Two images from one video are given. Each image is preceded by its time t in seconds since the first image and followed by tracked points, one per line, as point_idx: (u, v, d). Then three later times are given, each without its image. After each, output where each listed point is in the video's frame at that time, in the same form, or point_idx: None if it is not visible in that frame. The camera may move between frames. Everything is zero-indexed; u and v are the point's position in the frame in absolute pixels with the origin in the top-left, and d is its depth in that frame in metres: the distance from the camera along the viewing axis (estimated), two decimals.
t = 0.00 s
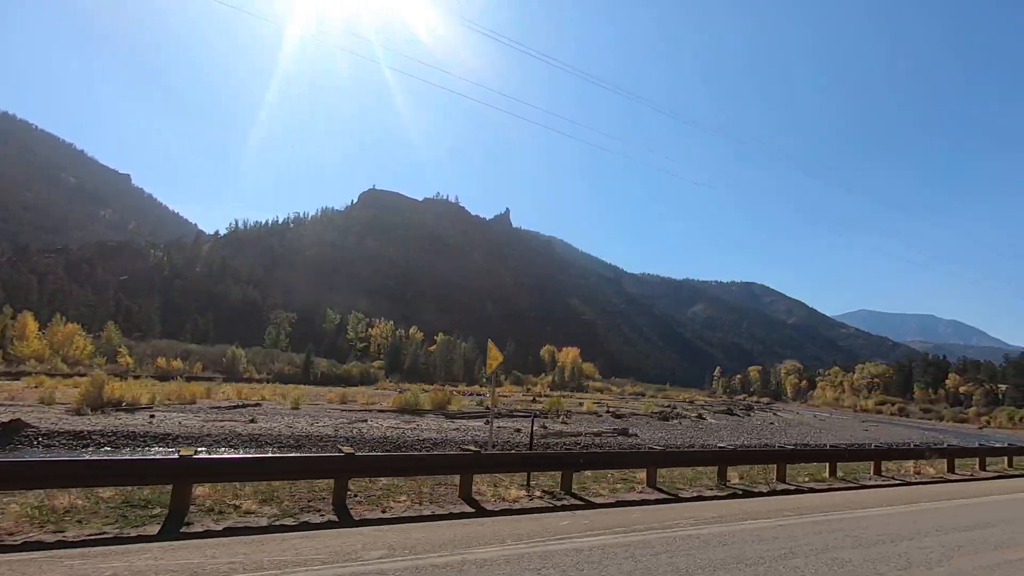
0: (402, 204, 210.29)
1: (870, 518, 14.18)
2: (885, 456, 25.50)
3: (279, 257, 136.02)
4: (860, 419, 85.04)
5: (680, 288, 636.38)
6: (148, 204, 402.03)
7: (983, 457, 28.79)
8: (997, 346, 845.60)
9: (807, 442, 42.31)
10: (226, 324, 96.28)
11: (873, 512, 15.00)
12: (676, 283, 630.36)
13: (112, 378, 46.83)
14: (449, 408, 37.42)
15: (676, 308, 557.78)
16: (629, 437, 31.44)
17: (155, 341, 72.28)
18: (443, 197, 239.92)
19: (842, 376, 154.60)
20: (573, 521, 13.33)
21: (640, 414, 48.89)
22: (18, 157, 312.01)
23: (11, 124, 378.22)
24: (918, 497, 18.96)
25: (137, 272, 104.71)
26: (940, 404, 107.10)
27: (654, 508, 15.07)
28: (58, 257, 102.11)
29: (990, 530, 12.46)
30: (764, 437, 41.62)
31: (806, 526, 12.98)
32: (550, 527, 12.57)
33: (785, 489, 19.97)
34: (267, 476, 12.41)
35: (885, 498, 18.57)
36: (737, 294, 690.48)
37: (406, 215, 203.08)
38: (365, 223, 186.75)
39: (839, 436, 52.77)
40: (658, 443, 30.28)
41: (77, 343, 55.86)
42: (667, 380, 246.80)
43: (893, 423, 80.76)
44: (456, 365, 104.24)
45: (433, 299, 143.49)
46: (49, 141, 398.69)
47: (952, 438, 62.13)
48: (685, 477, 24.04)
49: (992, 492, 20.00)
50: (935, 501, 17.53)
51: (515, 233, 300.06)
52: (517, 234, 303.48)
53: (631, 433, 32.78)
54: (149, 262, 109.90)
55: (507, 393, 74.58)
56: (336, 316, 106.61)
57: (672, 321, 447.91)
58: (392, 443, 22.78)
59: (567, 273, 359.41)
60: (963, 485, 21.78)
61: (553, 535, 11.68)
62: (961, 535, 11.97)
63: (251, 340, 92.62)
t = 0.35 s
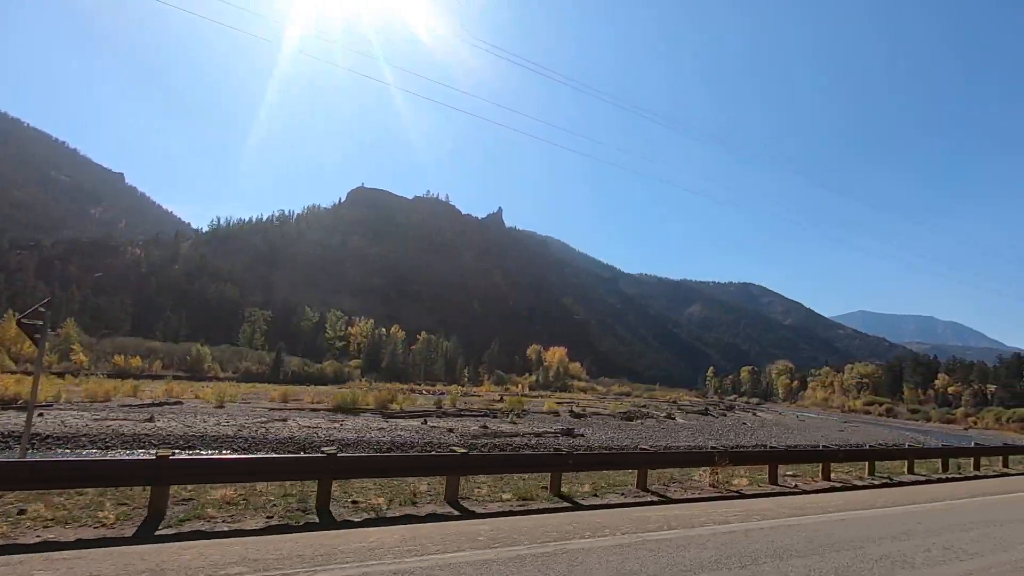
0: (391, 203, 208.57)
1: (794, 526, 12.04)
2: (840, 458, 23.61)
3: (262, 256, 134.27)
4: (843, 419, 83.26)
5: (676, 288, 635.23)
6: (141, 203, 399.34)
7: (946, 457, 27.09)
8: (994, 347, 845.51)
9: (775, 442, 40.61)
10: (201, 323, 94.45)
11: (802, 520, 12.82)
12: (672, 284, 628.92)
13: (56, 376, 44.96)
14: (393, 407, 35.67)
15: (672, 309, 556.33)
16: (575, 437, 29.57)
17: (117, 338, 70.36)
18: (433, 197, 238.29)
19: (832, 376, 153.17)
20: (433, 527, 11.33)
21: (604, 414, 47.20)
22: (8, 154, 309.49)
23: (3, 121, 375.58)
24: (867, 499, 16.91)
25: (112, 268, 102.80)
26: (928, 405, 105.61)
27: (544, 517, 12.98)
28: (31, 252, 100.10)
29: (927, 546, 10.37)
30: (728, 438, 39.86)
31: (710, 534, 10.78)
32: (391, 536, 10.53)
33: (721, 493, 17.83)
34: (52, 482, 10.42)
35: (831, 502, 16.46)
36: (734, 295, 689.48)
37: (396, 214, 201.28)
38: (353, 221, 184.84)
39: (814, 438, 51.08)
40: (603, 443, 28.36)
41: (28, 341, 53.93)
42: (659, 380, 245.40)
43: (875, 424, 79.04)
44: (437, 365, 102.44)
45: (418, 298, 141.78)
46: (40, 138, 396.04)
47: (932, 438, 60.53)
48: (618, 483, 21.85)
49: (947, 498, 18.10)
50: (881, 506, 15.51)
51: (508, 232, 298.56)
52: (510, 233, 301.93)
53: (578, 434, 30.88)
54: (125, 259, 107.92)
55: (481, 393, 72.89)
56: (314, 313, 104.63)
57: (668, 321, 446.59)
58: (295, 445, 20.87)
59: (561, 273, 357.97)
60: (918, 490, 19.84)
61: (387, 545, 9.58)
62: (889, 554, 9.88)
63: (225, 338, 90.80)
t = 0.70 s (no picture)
0: (381, 201, 207.07)
1: (680, 538, 10.44)
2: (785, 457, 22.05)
3: (245, 252, 132.55)
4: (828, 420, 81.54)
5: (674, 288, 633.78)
6: (134, 201, 396.78)
7: (903, 459, 25.52)
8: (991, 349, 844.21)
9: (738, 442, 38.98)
10: (175, 321, 92.95)
11: (696, 529, 11.26)
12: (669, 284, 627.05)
13: None
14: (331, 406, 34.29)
15: (669, 309, 554.47)
16: (514, 436, 27.93)
17: (79, 335, 68.65)
18: (425, 196, 236.50)
19: (823, 376, 151.52)
20: (253, 538, 9.76)
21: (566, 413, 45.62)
22: None
23: None
24: (798, 502, 15.31)
25: (87, 264, 101.11)
26: (917, 406, 103.95)
27: (402, 525, 11.36)
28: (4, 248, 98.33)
29: (813, 560, 8.81)
30: (689, 437, 38.23)
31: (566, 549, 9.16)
32: (189, 544, 9.04)
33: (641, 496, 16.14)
34: None
35: (754, 507, 14.84)
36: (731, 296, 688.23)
37: (385, 212, 199.41)
38: (342, 219, 183.35)
39: (787, 439, 49.49)
40: (541, 444, 26.69)
41: None
42: (651, 381, 243.78)
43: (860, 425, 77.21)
44: (417, 365, 100.72)
45: (403, 297, 140.51)
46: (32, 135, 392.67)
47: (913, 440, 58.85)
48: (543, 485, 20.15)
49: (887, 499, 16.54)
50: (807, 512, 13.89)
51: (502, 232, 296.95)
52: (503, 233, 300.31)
53: (519, 433, 29.26)
54: (101, 256, 106.00)
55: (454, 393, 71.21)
56: (293, 311, 102.81)
57: (664, 321, 445.03)
58: (183, 445, 19.25)
59: (555, 273, 356.49)
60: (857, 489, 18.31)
61: (162, 560, 7.97)
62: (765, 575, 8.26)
63: (199, 336, 89.31)
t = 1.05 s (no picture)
0: (371, 199, 205.80)
1: (535, 542, 8.78)
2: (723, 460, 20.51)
3: (229, 249, 131.13)
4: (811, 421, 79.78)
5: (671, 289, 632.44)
6: (127, 197, 394.08)
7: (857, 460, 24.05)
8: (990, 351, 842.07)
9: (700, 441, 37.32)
10: (150, 318, 91.41)
11: (569, 538, 9.58)
12: (666, 284, 624.75)
13: None
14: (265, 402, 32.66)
15: (666, 310, 552.41)
16: (443, 437, 26.21)
17: (41, 331, 66.99)
18: (417, 194, 235.21)
19: (814, 377, 149.96)
20: (7, 546, 8.08)
21: (526, 412, 43.98)
22: None
23: None
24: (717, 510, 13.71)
25: (62, 259, 99.48)
26: (906, 407, 102.36)
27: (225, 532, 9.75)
28: None
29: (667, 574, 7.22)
30: (648, 437, 36.52)
31: (380, 563, 7.46)
32: None
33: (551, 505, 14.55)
34: None
35: (666, 509, 13.21)
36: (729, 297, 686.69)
37: (374, 211, 197.34)
38: (331, 217, 181.94)
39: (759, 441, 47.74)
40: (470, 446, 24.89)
41: None
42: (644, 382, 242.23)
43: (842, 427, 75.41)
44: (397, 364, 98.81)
45: (389, 296, 139.09)
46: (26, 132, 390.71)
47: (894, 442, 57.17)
48: (461, 493, 18.58)
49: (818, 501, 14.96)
50: (719, 515, 12.28)
51: (495, 231, 295.35)
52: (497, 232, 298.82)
53: (453, 434, 27.47)
54: (76, 251, 104.03)
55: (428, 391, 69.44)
56: (272, 308, 100.81)
57: (660, 321, 443.40)
58: (52, 445, 17.47)
59: (550, 272, 355.07)
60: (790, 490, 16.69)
61: None
62: None
63: (173, 334, 87.92)
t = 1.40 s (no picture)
0: (362, 197, 204.17)
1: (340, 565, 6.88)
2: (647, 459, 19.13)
3: (212, 245, 129.37)
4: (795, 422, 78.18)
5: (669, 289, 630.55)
6: (120, 195, 391.53)
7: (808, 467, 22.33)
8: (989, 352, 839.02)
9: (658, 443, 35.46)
10: (123, 317, 89.65)
11: (396, 556, 7.62)
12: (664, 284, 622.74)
13: None
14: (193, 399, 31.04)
15: (663, 310, 550.52)
16: (365, 437, 24.26)
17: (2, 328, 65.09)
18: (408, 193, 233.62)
19: (805, 377, 148.19)
20: None
21: (485, 411, 42.18)
22: None
23: None
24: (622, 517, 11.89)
25: (36, 255, 97.59)
26: (895, 408, 100.62)
27: None
28: None
29: None
30: (603, 437, 34.72)
31: None
32: None
33: (451, 509, 13.02)
34: None
35: (560, 518, 11.42)
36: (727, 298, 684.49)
37: (364, 209, 195.30)
38: (320, 214, 180.23)
39: (730, 442, 46.11)
40: (388, 444, 22.84)
41: None
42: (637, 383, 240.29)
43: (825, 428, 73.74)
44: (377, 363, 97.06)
45: (374, 294, 137.51)
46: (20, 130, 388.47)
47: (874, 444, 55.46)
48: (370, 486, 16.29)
49: (747, 513, 13.19)
50: (610, 530, 10.51)
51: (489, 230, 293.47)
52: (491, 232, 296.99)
53: (378, 433, 25.54)
54: (51, 247, 102.05)
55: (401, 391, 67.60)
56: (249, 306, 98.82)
57: (657, 321, 441.26)
58: None
59: (545, 272, 353.11)
60: (720, 500, 14.91)
61: None
62: None
63: (147, 332, 86.27)
